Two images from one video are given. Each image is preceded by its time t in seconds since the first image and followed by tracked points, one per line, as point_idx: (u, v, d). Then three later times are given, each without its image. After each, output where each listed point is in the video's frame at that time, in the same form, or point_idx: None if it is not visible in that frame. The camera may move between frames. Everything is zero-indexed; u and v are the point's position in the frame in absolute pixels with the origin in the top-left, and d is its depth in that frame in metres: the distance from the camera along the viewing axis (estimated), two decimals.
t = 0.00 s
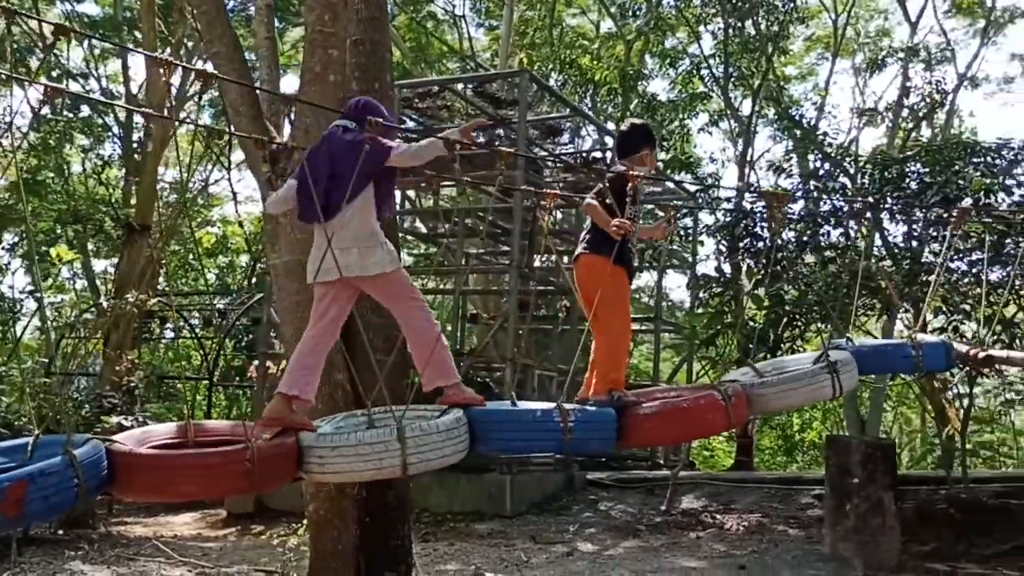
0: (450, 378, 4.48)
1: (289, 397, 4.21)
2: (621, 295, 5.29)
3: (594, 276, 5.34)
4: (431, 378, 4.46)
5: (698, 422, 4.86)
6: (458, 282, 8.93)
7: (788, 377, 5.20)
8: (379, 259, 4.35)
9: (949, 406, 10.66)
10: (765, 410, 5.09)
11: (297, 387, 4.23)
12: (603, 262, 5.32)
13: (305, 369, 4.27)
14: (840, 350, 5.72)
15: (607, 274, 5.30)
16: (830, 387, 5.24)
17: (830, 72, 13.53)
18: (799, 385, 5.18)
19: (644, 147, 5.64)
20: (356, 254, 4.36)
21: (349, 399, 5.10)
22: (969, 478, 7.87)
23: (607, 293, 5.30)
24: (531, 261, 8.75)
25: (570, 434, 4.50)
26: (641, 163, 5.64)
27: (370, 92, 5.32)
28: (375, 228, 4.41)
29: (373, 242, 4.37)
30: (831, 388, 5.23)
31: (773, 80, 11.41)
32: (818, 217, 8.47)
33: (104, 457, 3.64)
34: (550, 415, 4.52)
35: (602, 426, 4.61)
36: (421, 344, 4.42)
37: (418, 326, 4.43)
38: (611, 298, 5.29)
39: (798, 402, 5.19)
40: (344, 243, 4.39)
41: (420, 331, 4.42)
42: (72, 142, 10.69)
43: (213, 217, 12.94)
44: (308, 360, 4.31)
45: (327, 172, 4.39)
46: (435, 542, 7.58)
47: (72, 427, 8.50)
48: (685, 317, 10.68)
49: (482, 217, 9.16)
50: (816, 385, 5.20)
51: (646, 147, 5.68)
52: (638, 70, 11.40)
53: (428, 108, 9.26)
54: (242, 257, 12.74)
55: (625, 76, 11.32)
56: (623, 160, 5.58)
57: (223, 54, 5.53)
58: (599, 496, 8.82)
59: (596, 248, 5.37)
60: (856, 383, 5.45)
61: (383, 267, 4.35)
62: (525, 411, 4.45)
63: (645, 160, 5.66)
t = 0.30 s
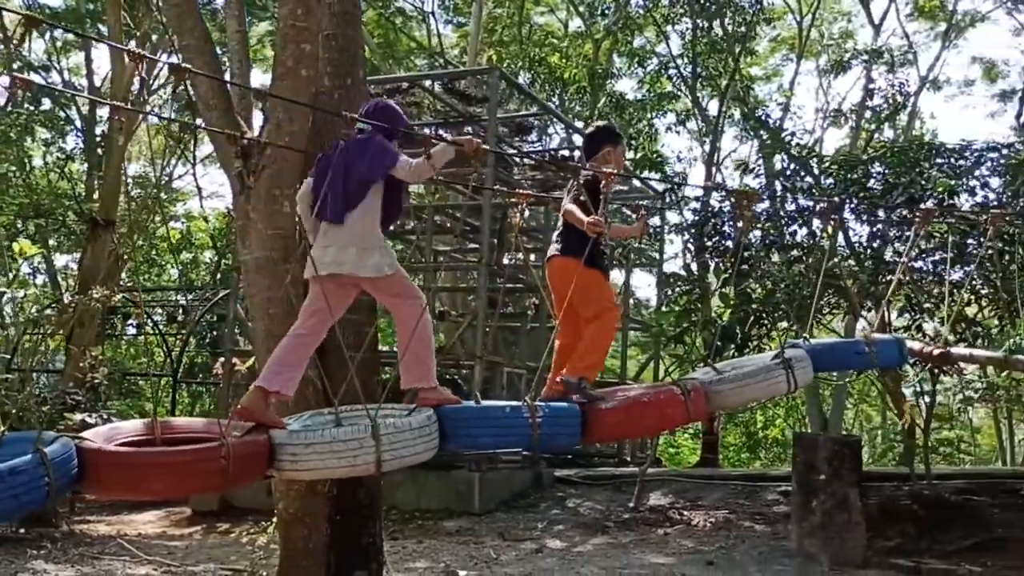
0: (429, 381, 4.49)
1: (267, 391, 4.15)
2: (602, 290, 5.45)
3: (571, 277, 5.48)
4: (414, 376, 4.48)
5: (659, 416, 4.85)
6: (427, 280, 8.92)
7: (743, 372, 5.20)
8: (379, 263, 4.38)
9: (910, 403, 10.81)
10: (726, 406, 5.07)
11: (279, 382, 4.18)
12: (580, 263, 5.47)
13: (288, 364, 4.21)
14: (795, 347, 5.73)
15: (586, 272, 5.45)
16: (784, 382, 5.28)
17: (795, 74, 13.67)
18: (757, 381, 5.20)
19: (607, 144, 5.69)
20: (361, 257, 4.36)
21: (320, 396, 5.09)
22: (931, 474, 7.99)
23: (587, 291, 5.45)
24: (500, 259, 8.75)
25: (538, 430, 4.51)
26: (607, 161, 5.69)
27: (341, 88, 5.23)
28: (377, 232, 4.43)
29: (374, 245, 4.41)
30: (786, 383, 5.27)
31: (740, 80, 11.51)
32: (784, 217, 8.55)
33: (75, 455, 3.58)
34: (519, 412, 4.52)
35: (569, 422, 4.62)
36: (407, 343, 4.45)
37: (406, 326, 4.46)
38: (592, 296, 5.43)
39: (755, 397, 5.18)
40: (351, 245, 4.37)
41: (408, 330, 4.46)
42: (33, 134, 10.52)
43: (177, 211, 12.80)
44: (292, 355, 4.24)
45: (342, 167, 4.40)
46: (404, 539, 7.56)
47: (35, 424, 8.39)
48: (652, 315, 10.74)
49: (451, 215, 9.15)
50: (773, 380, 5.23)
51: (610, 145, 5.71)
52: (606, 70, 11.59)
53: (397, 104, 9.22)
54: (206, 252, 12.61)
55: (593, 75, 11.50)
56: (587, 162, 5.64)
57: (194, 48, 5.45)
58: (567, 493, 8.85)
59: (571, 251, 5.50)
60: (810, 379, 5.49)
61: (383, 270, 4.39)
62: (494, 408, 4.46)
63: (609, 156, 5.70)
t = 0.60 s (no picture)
0: (411, 386, 4.49)
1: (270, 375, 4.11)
2: (581, 289, 5.30)
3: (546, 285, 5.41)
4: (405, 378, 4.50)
5: (627, 414, 4.80)
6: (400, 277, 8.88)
7: (711, 370, 5.21)
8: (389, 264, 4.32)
9: (878, 402, 10.92)
10: (695, 401, 5.07)
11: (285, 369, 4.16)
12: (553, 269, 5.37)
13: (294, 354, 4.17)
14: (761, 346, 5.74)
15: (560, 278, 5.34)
16: (752, 379, 5.32)
17: (766, 75, 13.75)
18: (725, 377, 5.20)
19: (577, 147, 5.66)
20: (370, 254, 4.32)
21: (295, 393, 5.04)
22: (900, 472, 8.07)
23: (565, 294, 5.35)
24: (474, 257, 8.74)
25: (511, 429, 4.52)
26: (578, 165, 5.66)
27: (316, 84, 5.32)
28: (391, 235, 4.38)
29: (384, 244, 4.35)
30: (753, 379, 5.31)
31: (713, 80, 11.56)
32: (756, 217, 8.60)
33: (49, 453, 3.52)
34: (492, 411, 4.52)
35: (541, 421, 4.63)
36: (408, 346, 4.44)
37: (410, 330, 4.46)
38: (571, 298, 5.33)
39: (723, 393, 5.19)
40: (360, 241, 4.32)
41: (412, 333, 4.46)
42: None
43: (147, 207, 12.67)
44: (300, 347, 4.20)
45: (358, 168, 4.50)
46: (377, 538, 7.53)
47: (2, 423, 8.27)
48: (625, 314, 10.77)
49: (426, 212, 9.12)
50: (741, 377, 5.27)
51: (581, 147, 5.68)
52: (579, 69, 11.56)
53: (371, 101, 9.19)
54: (176, 249, 12.48)
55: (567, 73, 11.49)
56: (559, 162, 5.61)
57: (168, 42, 5.38)
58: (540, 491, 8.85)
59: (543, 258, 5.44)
60: (777, 377, 5.53)
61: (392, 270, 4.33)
62: (467, 407, 4.44)
63: (581, 160, 5.66)
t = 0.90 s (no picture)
0: (385, 384, 4.36)
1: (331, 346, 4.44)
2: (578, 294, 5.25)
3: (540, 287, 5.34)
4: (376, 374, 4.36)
5: (610, 412, 4.82)
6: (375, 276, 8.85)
7: (692, 368, 5.20)
8: (383, 245, 4.37)
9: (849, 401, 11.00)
10: (678, 399, 5.02)
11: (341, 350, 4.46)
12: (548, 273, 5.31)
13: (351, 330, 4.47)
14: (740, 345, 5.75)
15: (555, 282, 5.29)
16: (732, 378, 5.32)
17: (739, 75, 13.82)
18: (706, 376, 5.20)
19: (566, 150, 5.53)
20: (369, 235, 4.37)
21: (270, 392, 4.99)
22: (872, 470, 8.14)
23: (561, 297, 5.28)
24: (449, 256, 8.72)
25: (493, 427, 4.49)
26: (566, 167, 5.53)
27: (293, 80, 5.28)
28: (389, 216, 4.41)
29: (380, 226, 4.38)
30: (733, 378, 5.31)
31: (687, 81, 11.60)
32: (731, 216, 8.64)
33: (21, 450, 3.46)
34: (473, 409, 4.49)
35: (522, 418, 4.61)
36: (384, 338, 4.34)
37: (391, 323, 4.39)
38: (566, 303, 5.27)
39: (703, 392, 5.17)
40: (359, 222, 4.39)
41: (391, 326, 4.38)
42: None
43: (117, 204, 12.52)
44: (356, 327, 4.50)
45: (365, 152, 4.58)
46: (352, 538, 7.49)
47: None
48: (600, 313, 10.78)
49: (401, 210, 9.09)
50: (723, 376, 5.27)
51: (570, 149, 5.55)
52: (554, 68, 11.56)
53: (346, 98, 9.14)
54: (147, 246, 12.35)
55: (542, 72, 11.49)
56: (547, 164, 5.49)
57: (142, 36, 5.31)
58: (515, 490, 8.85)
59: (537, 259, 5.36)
60: (757, 376, 5.53)
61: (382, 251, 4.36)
62: (449, 405, 4.41)
63: (569, 163, 5.52)
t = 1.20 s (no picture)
0: (370, 384, 4.36)
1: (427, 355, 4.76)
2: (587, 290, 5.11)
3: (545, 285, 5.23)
4: (368, 375, 4.37)
5: (603, 412, 4.79)
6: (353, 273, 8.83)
7: (685, 371, 5.18)
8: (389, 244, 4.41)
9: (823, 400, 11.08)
10: (670, 402, 5.02)
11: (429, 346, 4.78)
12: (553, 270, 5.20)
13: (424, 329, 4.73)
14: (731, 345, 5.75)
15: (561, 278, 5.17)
16: (725, 380, 5.30)
17: (715, 75, 13.90)
18: (699, 377, 5.18)
19: (587, 153, 5.35)
20: (373, 234, 4.44)
21: (250, 391, 4.95)
22: (847, 468, 8.21)
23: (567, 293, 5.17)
24: (427, 254, 8.71)
25: (482, 427, 4.42)
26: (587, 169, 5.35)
27: (272, 77, 5.16)
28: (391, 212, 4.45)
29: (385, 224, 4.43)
30: (726, 380, 5.30)
31: (664, 80, 11.65)
32: (707, 216, 8.68)
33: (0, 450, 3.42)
34: (462, 409, 4.43)
35: (513, 418, 4.54)
36: (375, 341, 4.35)
37: (388, 324, 4.40)
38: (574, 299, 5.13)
39: (697, 393, 5.17)
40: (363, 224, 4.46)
41: (386, 327, 4.38)
42: None
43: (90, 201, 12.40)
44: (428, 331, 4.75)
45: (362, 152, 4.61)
46: (329, 537, 7.47)
47: None
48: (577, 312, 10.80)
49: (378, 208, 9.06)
50: (716, 376, 5.24)
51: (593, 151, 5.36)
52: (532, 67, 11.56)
53: (324, 96, 9.10)
54: (121, 243, 12.23)
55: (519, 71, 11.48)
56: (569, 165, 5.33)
57: (120, 31, 5.26)
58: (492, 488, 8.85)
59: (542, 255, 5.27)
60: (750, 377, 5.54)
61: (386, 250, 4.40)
62: (437, 404, 4.37)
63: (591, 165, 5.35)
